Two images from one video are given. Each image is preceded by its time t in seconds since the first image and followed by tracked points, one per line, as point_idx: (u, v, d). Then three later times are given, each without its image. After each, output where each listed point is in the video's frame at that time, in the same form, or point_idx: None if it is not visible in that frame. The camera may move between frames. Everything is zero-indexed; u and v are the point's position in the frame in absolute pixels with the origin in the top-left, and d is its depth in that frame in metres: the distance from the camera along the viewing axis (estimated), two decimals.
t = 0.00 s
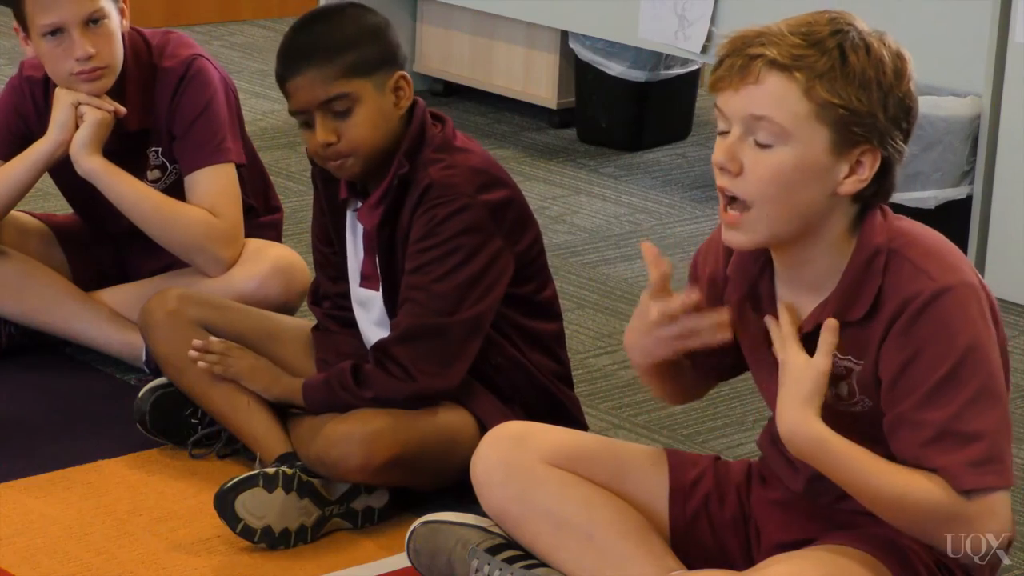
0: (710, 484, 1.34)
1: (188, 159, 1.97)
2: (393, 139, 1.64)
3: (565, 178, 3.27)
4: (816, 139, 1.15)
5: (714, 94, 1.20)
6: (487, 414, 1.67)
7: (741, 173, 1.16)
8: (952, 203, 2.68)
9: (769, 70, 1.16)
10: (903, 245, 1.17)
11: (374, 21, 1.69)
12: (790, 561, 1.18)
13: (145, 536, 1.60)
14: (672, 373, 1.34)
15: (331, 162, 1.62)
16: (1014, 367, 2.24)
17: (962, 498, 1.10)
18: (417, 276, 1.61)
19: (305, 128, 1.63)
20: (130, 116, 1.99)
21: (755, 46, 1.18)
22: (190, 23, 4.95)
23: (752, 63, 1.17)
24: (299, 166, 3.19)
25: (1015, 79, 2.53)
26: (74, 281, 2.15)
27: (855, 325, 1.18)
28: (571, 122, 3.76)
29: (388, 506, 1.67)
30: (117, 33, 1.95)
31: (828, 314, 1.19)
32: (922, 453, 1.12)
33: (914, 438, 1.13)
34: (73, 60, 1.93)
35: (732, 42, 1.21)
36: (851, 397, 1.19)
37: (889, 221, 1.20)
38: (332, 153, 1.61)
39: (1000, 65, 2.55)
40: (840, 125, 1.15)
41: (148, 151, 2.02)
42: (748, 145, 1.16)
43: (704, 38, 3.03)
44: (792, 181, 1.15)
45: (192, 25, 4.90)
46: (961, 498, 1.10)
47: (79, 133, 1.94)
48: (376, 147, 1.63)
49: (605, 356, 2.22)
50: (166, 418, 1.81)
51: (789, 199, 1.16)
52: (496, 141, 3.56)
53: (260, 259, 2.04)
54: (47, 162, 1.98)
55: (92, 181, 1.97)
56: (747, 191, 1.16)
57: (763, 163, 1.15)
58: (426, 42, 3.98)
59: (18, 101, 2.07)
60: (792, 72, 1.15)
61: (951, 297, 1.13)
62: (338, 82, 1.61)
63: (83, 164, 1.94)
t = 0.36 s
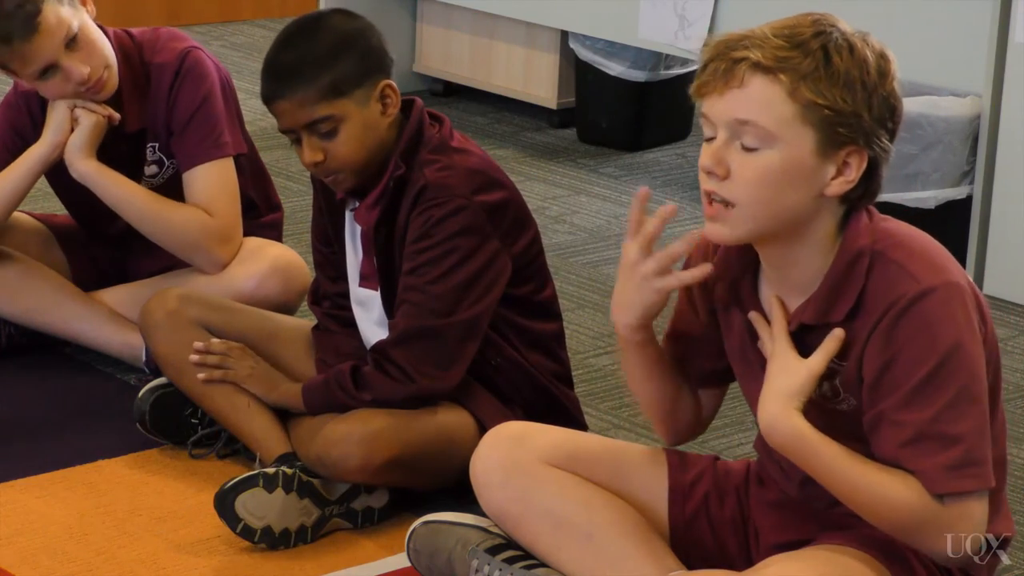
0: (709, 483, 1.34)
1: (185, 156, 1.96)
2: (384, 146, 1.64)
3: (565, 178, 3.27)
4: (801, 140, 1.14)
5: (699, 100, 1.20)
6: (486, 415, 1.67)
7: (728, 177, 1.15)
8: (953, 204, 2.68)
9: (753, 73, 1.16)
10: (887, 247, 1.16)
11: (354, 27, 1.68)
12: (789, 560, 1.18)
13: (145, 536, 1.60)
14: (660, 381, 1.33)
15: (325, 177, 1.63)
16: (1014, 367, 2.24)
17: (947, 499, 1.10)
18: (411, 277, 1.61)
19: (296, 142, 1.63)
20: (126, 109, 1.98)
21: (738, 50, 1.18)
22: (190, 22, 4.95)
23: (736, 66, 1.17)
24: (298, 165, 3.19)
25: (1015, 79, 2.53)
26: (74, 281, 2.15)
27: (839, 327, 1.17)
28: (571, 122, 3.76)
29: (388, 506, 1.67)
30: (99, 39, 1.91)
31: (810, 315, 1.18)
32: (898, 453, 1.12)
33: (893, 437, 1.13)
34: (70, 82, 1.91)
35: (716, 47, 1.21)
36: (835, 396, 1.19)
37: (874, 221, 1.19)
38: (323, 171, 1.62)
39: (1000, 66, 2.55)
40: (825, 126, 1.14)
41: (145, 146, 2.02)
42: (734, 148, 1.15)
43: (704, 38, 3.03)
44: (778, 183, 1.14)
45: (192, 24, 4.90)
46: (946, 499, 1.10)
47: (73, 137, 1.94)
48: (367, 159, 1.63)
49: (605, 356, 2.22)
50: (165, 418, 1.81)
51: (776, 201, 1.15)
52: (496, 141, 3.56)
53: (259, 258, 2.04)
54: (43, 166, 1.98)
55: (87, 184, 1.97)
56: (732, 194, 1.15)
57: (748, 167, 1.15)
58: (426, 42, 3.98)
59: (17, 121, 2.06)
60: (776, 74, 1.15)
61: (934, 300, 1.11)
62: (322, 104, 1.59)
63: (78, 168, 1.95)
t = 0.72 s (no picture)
0: (709, 482, 1.34)
1: (186, 156, 1.96)
2: (386, 145, 1.65)
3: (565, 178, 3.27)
4: (755, 144, 1.14)
5: (661, 105, 1.21)
6: (486, 415, 1.67)
7: (685, 180, 1.15)
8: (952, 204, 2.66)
9: (706, 78, 1.16)
10: (855, 244, 1.15)
11: (352, 27, 1.68)
12: (787, 559, 1.18)
13: (145, 536, 1.60)
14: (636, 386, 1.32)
15: (327, 178, 1.63)
16: (1013, 367, 2.25)
17: (922, 497, 1.10)
18: (410, 277, 1.61)
19: (297, 144, 1.63)
20: (123, 115, 1.98)
21: (693, 54, 1.18)
22: (190, 22, 4.94)
23: (690, 72, 1.17)
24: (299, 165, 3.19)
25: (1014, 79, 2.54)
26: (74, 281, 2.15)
27: (810, 326, 1.17)
28: (570, 122, 3.76)
29: (388, 506, 1.68)
30: (86, 51, 1.89)
31: (781, 316, 1.18)
32: (870, 451, 1.12)
33: (866, 435, 1.12)
34: (66, 103, 1.91)
35: (675, 51, 1.21)
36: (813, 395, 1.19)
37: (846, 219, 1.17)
38: (325, 170, 1.62)
39: (1000, 65, 2.56)
40: (779, 129, 1.13)
41: (143, 151, 2.01)
42: (692, 152, 1.16)
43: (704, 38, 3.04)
44: (734, 187, 1.14)
45: (192, 24, 4.90)
46: (920, 497, 1.10)
47: (71, 148, 1.94)
48: (367, 159, 1.63)
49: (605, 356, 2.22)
50: (165, 419, 1.81)
51: (735, 205, 1.15)
52: (496, 141, 3.56)
53: (259, 258, 2.04)
54: (40, 177, 1.98)
55: (86, 196, 1.97)
56: (690, 200, 1.16)
57: (704, 171, 1.15)
58: (426, 42, 3.98)
59: (13, 122, 2.06)
60: (728, 79, 1.15)
61: (900, 296, 1.10)
62: (322, 103, 1.59)
63: (76, 180, 1.94)
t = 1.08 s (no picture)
0: (709, 482, 1.34)
1: (185, 157, 1.96)
2: (388, 142, 1.65)
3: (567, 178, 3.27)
4: (706, 168, 1.16)
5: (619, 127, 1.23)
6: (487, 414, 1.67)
7: (643, 205, 1.18)
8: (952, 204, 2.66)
9: (654, 104, 1.18)
10: (826, 256, 1.14)
11: (351, 26, 1.68)
12: (787, 559, 1.18)
13: (145, 536, 1.60)
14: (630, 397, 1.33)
15: (329, 178, 1.63)
16: (1014, 367, 2.25)
17: (905, 507, 1.09)
18: (414, 274, 1.61)
19: (298, 143, 1.63)
20: (122, 116, 1.98)
21: (643, 78, 1.20)
22: (190, 22, 4.94)
23: (639, 97, 1.19)
24: (299, 165, 3.20)
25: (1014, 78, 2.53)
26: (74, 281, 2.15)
27: (787, 338, 1.17)
28: (570, 122, 3.76)
29: (388, 506, 1.68)
30: (81, 53, 1.89)
31: (757, 330, 1.18)
32: (852, 460, 1.11)
33: (846, 445, 1.12)
34: (62, 106, 1.91)
35: (628, 74, 1.23)
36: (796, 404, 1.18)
37: (818, 227, 1.17)
38: (327, 170, 1.62)
39: (1000, 64, 2.56)
40: (728, 151, 1.15)
41: (143, 152, 2.01)
42: (647, 176, 1.18)
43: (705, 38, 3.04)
44: (689, 210, 1.17)
45: (192, 24, 4.90)
46: (903, 507, 1.09)
47: (69, 152, 1.94)
48: (368, 158, 1.63)
49: (605, 356, 2.22)
50: (165, 419, 1.81)
51: (693, 226, 1.17)
52: (496, 141, 3.56)
53: (260, 258, 2.04)
54: (39, 179, 1.98)
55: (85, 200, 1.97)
56: (651, 222, 1.18)
57: (661, 195, 1.17)
58: (426, 42, 3.98)
59: (13, 125, 2.06)
60: (674, 105, 1.17)
61: (870, 306, 1.09)
62: (323, 103, 1.59)
63: (74, 185, 1.95)
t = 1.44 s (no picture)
0: (709, 482, 1.34)
1: (185, 157, 1.96)
2: (386, 141, 1.65)
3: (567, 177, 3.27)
4: (727, 148, 1.15)
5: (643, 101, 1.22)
6: (487, 415, 1.67)
7: (660, 181, 1.17)
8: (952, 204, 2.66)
9: (681, 80, 1.17)
10: (845, 248, 1.14)
11: (348, 26, 1.68)
12: (788, 559, 1.18)
13: (145, 536, 1.60)
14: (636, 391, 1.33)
15: (328, 179, 1.63)
16: (1013, 367, 2.25)
17: (906, 501, 1.09)
18: (411, 275, 1.61)
19: (296, 145, 1.63)
20: (122, 116, 1.98)
21: (673, 54, 1.19)
22: (189, 23, 4.94)
23: (666, 72, 1.18)
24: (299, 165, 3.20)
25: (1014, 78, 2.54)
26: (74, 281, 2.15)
27: (799, 327, 1.17)
28: (571, 122, 3.76)
29: (388, 506, 1.68)
30: (81, 53, 1.89)
31: (770, 317, 1.18)
32: (857, 452, 1.11)
33: (852, 437, 1.12)
34: (62, 107, 1.91)
35: (659, 50, 1.22)
36: (806, 396, 1.18)
37: (837, 221, 1.17)
38: (326, 171, 1.62)
39: (1000, 65, 2.56)
40: (751, 134, 1.14)
41: (143, 152, 2.01)
42: (666, 152, 1.17)
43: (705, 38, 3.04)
44: (706, 189, 1.16)
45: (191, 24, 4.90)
46: (905, 501, 1.09)
47: (69, 153, 1.94)
48: (366, 158, 1.63)
49: (605, 356, 2.22)
50: (165, 419, 1.81)
51: (708, 206, 1.16)
52: (496, 141, 3.56)
53: (260, 258, 2.05)
54: (39, 180, 1.98)
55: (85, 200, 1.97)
56: (666, 198, 1.17)
57: (679, 171, 1.16)
58: (426, 42, 3.98)
59: (12, 126, 2.06)
60: (701, 82, 1.16)
61: (885, 299, 1.10)
62: (320, 104, 1.59)
63: (74, 185, 1.95)
